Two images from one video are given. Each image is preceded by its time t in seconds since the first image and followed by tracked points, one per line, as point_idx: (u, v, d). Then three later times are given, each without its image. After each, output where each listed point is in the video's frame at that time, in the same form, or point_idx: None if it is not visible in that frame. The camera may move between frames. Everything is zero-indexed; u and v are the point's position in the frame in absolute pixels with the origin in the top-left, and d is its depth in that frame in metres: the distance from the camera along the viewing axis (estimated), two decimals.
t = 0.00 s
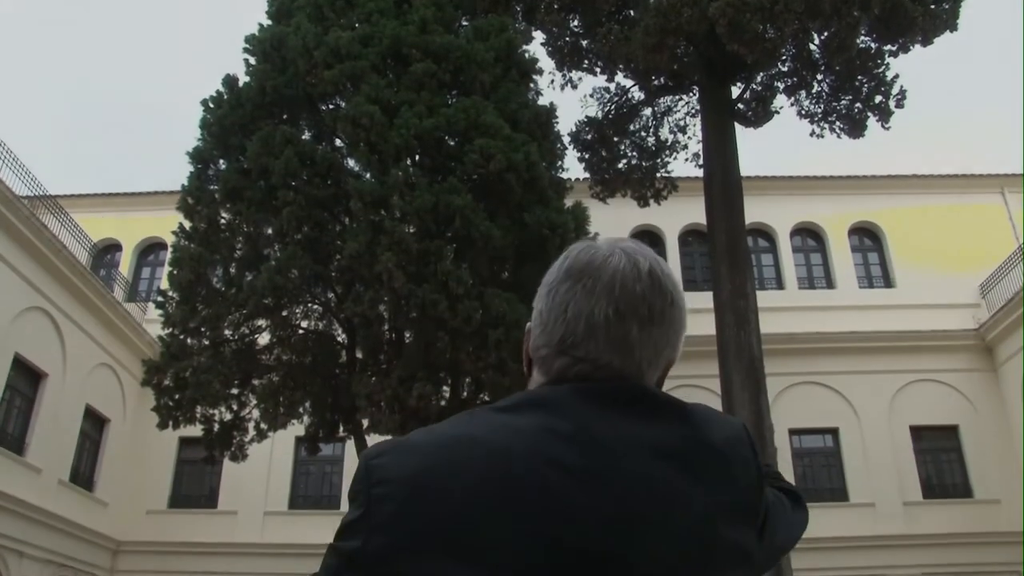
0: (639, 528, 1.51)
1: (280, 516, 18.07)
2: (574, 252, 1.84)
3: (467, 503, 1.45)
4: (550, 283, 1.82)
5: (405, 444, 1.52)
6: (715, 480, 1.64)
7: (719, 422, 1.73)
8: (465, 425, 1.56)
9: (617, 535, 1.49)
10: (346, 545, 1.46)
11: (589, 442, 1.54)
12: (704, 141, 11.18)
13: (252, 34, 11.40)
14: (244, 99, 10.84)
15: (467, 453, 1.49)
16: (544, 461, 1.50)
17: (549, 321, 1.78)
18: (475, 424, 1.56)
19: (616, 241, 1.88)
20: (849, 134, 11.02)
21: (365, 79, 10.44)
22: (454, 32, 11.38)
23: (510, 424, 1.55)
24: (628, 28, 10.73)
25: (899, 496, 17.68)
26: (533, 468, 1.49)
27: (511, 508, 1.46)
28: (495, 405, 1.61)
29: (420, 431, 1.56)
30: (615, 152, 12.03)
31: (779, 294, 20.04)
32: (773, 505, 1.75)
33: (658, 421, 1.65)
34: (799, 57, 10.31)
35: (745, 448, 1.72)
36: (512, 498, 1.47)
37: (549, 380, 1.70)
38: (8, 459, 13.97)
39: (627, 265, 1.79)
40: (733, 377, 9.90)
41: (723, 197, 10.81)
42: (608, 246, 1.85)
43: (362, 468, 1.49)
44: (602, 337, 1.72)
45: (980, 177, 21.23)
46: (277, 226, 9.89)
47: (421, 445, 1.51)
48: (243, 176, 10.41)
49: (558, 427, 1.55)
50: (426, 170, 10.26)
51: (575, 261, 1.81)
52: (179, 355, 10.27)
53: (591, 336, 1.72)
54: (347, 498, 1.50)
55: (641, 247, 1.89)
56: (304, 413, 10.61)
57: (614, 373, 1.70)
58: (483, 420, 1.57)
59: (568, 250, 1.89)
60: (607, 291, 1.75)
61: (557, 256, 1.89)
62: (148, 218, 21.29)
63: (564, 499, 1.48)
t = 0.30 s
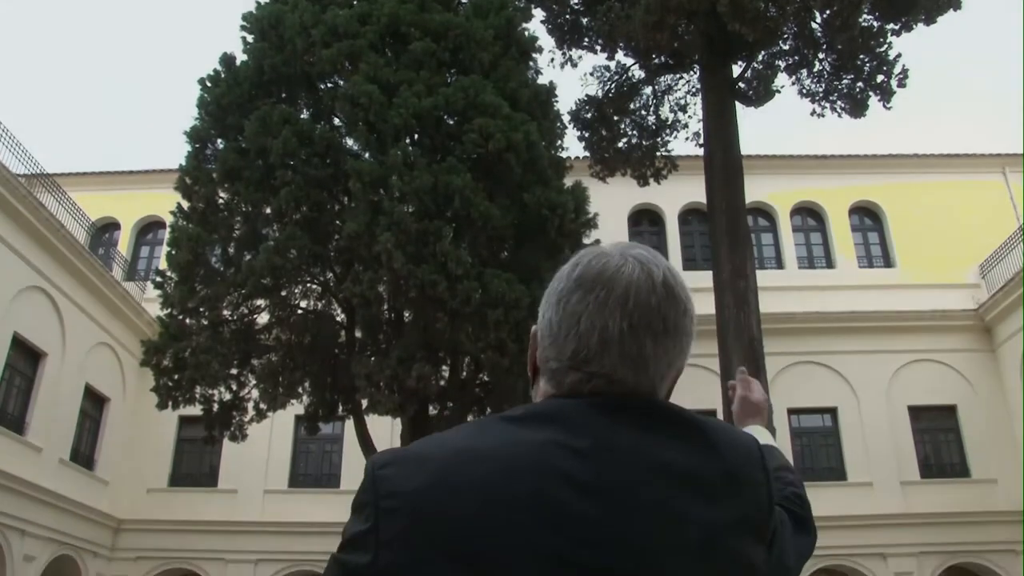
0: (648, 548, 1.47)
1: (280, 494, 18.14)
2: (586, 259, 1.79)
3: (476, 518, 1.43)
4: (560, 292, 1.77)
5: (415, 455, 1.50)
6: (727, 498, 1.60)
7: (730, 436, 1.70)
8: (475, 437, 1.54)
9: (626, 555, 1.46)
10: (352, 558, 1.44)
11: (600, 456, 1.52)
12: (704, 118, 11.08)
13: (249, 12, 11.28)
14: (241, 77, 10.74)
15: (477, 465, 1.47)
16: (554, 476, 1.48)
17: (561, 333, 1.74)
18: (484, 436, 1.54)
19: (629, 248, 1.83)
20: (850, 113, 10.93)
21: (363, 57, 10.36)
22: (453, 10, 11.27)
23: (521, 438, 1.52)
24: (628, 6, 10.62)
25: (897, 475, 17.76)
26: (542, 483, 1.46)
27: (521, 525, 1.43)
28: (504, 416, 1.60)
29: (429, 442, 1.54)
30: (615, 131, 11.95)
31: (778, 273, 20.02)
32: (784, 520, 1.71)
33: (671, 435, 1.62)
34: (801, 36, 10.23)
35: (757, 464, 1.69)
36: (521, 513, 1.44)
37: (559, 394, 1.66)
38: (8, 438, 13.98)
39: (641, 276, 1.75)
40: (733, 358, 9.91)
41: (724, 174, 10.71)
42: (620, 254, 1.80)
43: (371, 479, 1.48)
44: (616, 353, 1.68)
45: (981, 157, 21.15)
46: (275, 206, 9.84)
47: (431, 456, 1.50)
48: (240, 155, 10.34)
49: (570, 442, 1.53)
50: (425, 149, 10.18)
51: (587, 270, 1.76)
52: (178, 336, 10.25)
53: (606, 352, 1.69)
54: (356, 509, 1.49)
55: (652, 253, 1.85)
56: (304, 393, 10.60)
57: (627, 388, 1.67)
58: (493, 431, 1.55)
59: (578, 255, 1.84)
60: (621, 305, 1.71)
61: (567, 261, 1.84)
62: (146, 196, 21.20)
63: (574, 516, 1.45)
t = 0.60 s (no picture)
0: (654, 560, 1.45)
1: (280, 476, 18.22)
2: (607, 279, 1.69)
3: (487, 534, 1.37)
4: (583, 315, 1.65)
5: (412, 471, 1.42)
6: (716, 511, 1.61)
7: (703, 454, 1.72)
8: (471, 450, 1.48)
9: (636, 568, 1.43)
10: None
11: (601, 468, 1.49)
12: (704, 100, 11.02)
13: None
14: (239, 59, 10.67)
15: (482, 478, 1.41)
16: (562, 487, 1.43)
17: (587, 358, 1.64)
18: (481, 448, 1.48)
19: (630, 262, 1.77)
20: (851, 95, 10.86)
21: (362, 39, 10.31)
22: None
23: (521, 450, 1.47)
24: None
25: (895, 458, 17.82)
26: (550, 494, 1.42)
27: (532, 538, 1.38)
28: (499, 429, 1.53)
29: (421, 455, 1.46)
30: (615, 112, 11.89)
31: (778, 255, 19.99)
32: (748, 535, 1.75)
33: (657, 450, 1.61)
34: (802, 16, 10.19)
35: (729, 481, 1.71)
36: (531, 527, 1.39)
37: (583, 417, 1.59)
38: (7, 420, 14.00)
39: (657, 298, 1.73)
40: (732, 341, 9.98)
41: (724, 156, 10.69)
42: (625, 271, 1.74)
43: (367, 499, 1.39)
44: (642, 379, 1.68)
45: (982, 139, 21.07)
46: (273, 188, 9.78)
47: (431, 470, 1.42)
48: (239, 138, 10.27)
49: (572, 454, 1.49)
50: (424, 132, 10.11)
51: (613, 292, 1.68)
52: (177, 319, 10.23)
53: (636, 380, 1.66)
54: (351, 527, 1.40)
55: (640, 265, 1.81)
56: (303, 376, 10.61)
57: (639, 411, 1.67)
58: (488, 443, 1.49)
59: (580, 267, 1.72)
60: (648, 331, 1.69)
61: (572, 273, 1.71)
62: (144, 177, 21.12)
63: (582, 529, 1.41)
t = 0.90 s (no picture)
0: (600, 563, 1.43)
1: (280, 454, 18.27)
2: (489, 301, 1.70)
3: (425, 554, 1.38)
4: (469, 341, 1.68)
5: (351, 501, 1.44)
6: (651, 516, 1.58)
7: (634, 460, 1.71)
8: (406, 475, 1.49)
9: (577, 574, 1.40)
10: None
11: (530, 481, 1.48)
12: (705, 78, 10.94)
13: None
14: (236, 37, 10.56)
15: (415, 499, 1.43)
16: (493, 501, 1.43)
17: (479, 382, 1.66)
18: (415, 473, 1.49)
19: (520, 278, 1.77)
20: (852, 74, 10.79)
21: (360, 17, 10.22)
22: None
23: (451, 471, 1.48)
24: None
25: (893, 437, 17.89)
26: (480, 508, 1.41)
27: (470, 550, 1.38)
28: (427, 454, 1.54)
29: (359, 484, 1.49)
30: (615, 91, 11.80)
31: (778, 235, 19.95)
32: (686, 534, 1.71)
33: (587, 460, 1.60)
34: None
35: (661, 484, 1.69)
36: (461, 544, 1.38)
37: (491, 437, 1.59)
38: (7, 399, 14.00)
39: (546, 312, 1.71)
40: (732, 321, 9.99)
41: (725, 135, 10.64)
42: (515, 290, 1.73)
43: (307, 531, 1.42)
44: (543, 395, 1.66)
45: (983, 118, 20.97)
46: (271, 167, 9.71)
47: (368, 498, 1.44)
48: (237, 116, 10.18)
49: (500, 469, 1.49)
50: (423, 110, 10.03)
51: (495, 315, 1.68)
52: (175, 298, 10.20)
53: (533, 396, 1.65)
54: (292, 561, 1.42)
55: (537, 279, 1.81)
56: (302, 355, 10.60)
57: (553, 422, 1.66)
58: (420, 469, 1.50)
59: (466, 292, 1.75)
60: (538, 346, 1.68)
61: (459, 300, 1.74)
62: (141, 155, 21.02)
63: (518, 539, 1.40)
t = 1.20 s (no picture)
0: (564, 562, 1.45)
1: (280, 434, 18.33)
2: (471, 319, 1.64)
3: (407, 556, 1.34)
4: (450, 356, 1.61)
5: (327, 502, 1.39)
6: (605, 516, 1.61)
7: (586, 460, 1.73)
8: (378, 476, 1.45)
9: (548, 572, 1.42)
10: None
11: (503, 481, 1.46)
12: (707, 58, 10.85)
13: None
14: (233, 16, 10.46)
15: (394, 499, 1.38)
16: (469, 502, 1.40)
17: (458, 396, 1.59)
18: (388, 474, 1.45)
19: (498, 296, 1.72)
20: (855, 54, 10.68)
21: None
22: None
23: (425, 472, 1.45)
24: None
25: (892, 418, 17.95)
26: (459, 509, 1.39)
27: (448, 552, 1.36)
28: (401, 456, 1.49)
29: (331, 487, 1.43)
30: (615, 70, 11.72)
31: (778, 215, 19.90)
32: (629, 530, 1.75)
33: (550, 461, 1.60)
34: None
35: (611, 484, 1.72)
36: (441, 547, 1.36)
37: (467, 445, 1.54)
38: (7, 379, 14.01)
39: (525, 334, 1.68)
40: (732, 302, 9.98)
41: (725, 115, 10.56)
42: (494, 307, 1.68)
43: (283, 533, 1.35)
44: (518, 412, 1.63)
45: (985, 97, 20.85)
46: (270, 147, 9.66)
47: (344, 498, 1.39)
48: (235, 97, 10.10)
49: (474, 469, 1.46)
50: (421, 91, 9.96)
51: (478, 333, 1.62)
52: (175, 280, 10.20)
53: (509, 410, 1.61)
54: (264, 568, 1.36)
55: (513, 297, 1.76)
56: (301, 336, 10.59)
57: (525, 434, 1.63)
58: (393, 469, 1.46)
59: (444, 305, 1.67)
60: (516, 365, 1.64)
61: (438, 313, 1.66)
62: (140, 134, 20.91)
63: (493, 541, 1.39)
